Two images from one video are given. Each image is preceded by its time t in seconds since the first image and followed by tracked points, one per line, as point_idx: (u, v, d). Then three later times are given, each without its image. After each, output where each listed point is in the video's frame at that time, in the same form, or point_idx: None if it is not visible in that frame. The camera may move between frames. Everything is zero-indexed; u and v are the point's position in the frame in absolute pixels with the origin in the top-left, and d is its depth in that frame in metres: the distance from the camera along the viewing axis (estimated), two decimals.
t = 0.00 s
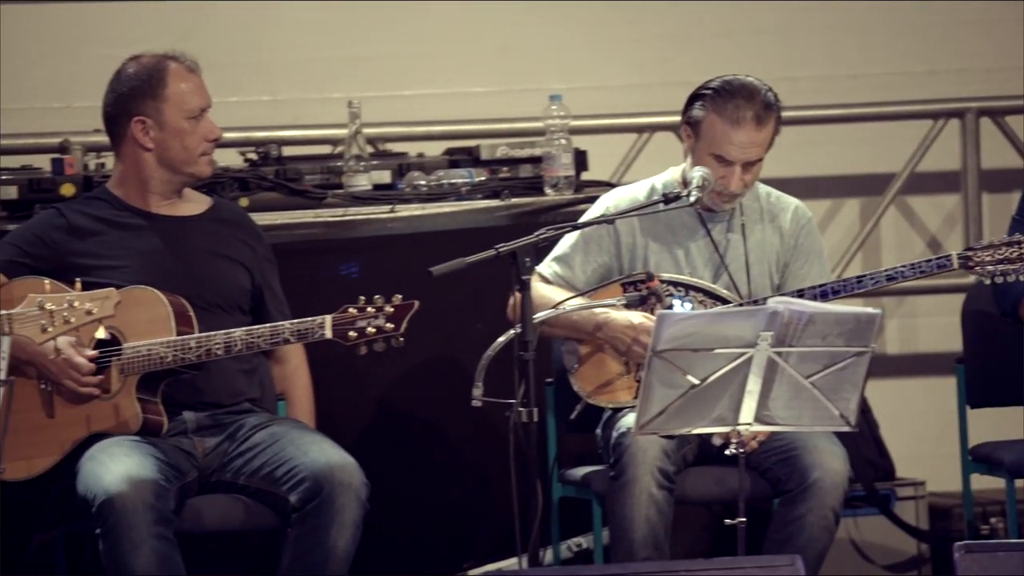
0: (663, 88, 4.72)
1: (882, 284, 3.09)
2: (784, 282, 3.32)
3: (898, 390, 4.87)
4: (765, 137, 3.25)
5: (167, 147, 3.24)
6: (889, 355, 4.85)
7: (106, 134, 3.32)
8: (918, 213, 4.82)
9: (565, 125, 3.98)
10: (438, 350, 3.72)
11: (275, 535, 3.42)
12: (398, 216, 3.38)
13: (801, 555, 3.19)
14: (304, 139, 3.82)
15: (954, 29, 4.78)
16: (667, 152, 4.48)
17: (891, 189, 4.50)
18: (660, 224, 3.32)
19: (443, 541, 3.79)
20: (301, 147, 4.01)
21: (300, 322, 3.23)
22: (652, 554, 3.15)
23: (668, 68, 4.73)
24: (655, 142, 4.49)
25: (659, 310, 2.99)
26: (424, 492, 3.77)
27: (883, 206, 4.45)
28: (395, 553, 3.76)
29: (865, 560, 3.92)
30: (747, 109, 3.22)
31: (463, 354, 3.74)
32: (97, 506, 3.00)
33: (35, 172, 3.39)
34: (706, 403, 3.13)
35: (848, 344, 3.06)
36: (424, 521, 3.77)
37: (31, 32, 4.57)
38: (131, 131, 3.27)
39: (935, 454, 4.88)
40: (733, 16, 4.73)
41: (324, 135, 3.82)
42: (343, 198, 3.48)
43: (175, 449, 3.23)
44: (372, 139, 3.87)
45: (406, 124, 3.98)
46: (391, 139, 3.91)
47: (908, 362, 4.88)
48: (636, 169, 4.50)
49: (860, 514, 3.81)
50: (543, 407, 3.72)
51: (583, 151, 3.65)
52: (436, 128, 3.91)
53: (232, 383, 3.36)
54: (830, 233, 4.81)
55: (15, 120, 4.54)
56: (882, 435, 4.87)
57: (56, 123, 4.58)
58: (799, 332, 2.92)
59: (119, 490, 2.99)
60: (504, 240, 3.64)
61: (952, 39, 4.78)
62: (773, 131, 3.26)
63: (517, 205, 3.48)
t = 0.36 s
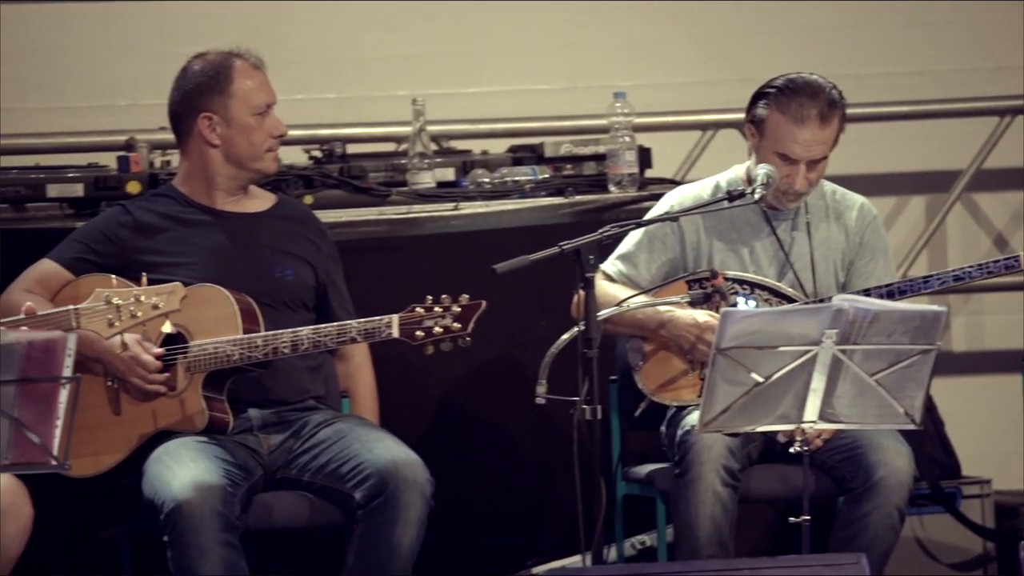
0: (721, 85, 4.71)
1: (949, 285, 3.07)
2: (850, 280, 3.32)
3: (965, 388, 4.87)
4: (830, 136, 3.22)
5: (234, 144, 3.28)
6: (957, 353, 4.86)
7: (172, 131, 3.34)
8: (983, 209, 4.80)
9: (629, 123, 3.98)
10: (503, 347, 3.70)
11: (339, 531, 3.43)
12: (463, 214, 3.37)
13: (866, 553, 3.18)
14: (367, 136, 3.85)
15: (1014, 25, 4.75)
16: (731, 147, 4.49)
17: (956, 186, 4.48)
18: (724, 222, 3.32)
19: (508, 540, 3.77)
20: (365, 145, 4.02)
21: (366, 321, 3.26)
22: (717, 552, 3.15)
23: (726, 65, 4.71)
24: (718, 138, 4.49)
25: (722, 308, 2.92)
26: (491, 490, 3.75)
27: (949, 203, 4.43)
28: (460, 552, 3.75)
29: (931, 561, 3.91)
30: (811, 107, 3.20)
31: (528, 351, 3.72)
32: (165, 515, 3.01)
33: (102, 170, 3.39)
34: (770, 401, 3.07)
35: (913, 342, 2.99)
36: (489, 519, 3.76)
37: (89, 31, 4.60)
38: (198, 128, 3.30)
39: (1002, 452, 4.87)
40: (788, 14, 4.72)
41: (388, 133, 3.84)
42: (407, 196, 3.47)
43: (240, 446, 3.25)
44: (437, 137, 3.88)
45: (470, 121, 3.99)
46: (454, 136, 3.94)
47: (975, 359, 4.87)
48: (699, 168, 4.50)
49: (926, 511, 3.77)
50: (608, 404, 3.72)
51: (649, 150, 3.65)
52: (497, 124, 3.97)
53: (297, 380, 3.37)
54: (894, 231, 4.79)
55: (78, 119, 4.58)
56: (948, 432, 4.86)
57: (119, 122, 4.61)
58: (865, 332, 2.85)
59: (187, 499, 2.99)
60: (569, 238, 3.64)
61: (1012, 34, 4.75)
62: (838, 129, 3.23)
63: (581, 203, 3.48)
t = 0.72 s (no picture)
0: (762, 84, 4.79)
1: (1002, 282, 3.03)
2: (904, 278, 3.31)
3: (1020, 385, 4.88)
4: (885, 136, 3.21)
5: (289, 141, 3.30)
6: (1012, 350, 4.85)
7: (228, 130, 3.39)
8: None
9: (682, 121, 3.99)
10: (553, 344, 3.70)
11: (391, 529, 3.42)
12: (516, 212, 3.38)
13: (921, 552, 3.17)
14: (421, 134, 3.86)
15: None
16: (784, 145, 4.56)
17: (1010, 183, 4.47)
18: (778, 220, 3.32)
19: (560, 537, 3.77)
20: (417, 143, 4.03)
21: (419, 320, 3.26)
22: (770, 552, 3.13)
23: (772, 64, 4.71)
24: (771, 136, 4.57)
25: (775, 306, 2.85)
26: (543, 487, 3.74)
27: (1004, 201, 4.42)
28: (513, 551, 3.74)
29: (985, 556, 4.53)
30: (866, 107, 3.19)
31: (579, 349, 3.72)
32: (216, 509, 3.01)
33: (156, 167, 3.41)
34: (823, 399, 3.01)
35: (968, 340, 2.90)
36: (541, 518, 3.75)
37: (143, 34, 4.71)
38: (255, 125, 3.34)
39: None
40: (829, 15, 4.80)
41: (441, 130, 3.86)
42: (460, 194, 3.49)
43: (293, 444, 3.25)
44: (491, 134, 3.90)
45: (523, 119, 3.99)
46: (507, 134, 3.96)
47: None
48: (754, 163, 4.61)
49: (981, 509, 3.66)
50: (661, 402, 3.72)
51: (703, 148, 3.64)
52: (551, 122, 3.99)
53: (350, 377, 3.37)
54: (948, 229, 4.78)
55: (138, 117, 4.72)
56: (1002, 431, 4.85)
57: (175, 119, 4.71)
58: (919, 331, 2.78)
59: (237, 494, 3.00)
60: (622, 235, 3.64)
61: None
62: (894, 129, 3.22)
63: (634, 200, 3.51)
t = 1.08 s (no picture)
0: (816, 82, 4.69)
1: None
2: (957, 275, 3.31)
3: None
4: (937, 130, 3.20)
5: (337, 137, 3.27)
6: None
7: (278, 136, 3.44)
8: None
9: (734, 118, 4.00)
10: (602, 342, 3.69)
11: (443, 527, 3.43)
12: (568, 209, 3.44)
13: (975, 550, 3.15)
14: (472, 131, 3.89)
15: None
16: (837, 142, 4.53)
17: None
18: (830, 217, 3.31)
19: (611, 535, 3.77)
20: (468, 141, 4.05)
21: (470, 316, 3.25)
22: (822, 549, 3.12)
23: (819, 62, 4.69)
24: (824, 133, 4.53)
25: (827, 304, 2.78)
26: (594, 486, 3.73)
27: None
28: (563, 549, 3.73)
29: None
30: (918, 101, 3.19)
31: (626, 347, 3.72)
32: (269, 507, 3.03)
33: (208, 165, 3.42)
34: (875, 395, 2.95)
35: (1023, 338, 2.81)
36: (591, 517, 3.74)
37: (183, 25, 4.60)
38: (302, 122, 3.31)
39: None
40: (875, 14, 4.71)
41: (493, 128, 3.88)
42: (512, 191, 3.53)
43: (345, 441, 3.26)
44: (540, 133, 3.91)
45: (574, 117, 4.00)
46: (558, 132, 3.97)
47: None
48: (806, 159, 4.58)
49: None
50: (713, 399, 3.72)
51: (754, 145, 3.72)
52: (604, 121, 4.01)
53: (402, 374, 3.38)
54: (1000, 227, 4.76)
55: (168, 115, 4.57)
56: None
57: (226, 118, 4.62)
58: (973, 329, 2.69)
59: (291, 489, 3.01)
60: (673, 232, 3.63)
61: None
62: (946, 123, 3.22)
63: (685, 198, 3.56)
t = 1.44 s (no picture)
0: (840, 80, 5.08)
1: None
2: (1015, 273, 3.30)
3: None
4: (995, 123, 3.19)
5: (393, 135, 3.27)
6: None
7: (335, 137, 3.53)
8: None
9: (790, 116, 4.01)
10: (655, 339, 3.69)
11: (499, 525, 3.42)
12: (624, 207, 3.44)
13: None
14: (527, 129, 3.92)
15: None
16: (892, 141, 4.78)
17: None
18: (886, 214, 3.31)
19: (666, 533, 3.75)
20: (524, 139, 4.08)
21: (526, 314, 3.25)
22: (880, 548, 3.11)
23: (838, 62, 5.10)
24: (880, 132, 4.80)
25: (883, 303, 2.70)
26: (648, 484, 3.73)
27: None
28: (617, 548, 3.72)
29: None
30: (975, 96, 3.18)
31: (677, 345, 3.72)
32: (327, 505, 3.04)
33: (264, 164, 3.43)
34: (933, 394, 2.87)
35: None
36: (644, 515, 3.73)
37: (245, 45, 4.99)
38: (358, 121, 3.31)
39: None
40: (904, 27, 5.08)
41: (548, 126, 3.90)
42: (568, 189, 3.55)
43: (401, 439, 3.27)
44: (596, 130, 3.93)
45: (629, 115, 4.03)
46: (613, 130, 3.99)
47: None
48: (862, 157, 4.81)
49: None
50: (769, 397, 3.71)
51: (810, 142, 3.74)
52: (659, 119, 4.03)
53: (458, 372, 3.37)
54: None
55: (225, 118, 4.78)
56: None
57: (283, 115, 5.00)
58: None
59: (348, 486, 3.01)
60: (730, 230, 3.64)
61: None
62: (1003, 117, 3.21)
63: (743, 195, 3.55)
